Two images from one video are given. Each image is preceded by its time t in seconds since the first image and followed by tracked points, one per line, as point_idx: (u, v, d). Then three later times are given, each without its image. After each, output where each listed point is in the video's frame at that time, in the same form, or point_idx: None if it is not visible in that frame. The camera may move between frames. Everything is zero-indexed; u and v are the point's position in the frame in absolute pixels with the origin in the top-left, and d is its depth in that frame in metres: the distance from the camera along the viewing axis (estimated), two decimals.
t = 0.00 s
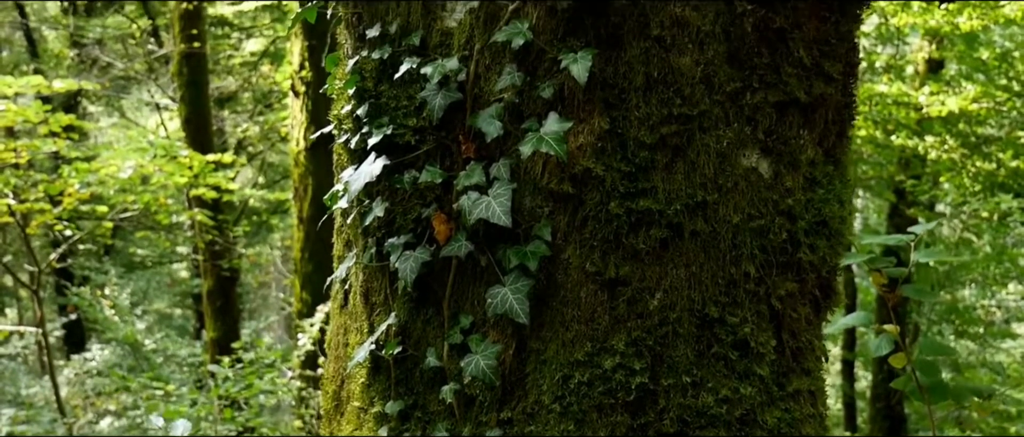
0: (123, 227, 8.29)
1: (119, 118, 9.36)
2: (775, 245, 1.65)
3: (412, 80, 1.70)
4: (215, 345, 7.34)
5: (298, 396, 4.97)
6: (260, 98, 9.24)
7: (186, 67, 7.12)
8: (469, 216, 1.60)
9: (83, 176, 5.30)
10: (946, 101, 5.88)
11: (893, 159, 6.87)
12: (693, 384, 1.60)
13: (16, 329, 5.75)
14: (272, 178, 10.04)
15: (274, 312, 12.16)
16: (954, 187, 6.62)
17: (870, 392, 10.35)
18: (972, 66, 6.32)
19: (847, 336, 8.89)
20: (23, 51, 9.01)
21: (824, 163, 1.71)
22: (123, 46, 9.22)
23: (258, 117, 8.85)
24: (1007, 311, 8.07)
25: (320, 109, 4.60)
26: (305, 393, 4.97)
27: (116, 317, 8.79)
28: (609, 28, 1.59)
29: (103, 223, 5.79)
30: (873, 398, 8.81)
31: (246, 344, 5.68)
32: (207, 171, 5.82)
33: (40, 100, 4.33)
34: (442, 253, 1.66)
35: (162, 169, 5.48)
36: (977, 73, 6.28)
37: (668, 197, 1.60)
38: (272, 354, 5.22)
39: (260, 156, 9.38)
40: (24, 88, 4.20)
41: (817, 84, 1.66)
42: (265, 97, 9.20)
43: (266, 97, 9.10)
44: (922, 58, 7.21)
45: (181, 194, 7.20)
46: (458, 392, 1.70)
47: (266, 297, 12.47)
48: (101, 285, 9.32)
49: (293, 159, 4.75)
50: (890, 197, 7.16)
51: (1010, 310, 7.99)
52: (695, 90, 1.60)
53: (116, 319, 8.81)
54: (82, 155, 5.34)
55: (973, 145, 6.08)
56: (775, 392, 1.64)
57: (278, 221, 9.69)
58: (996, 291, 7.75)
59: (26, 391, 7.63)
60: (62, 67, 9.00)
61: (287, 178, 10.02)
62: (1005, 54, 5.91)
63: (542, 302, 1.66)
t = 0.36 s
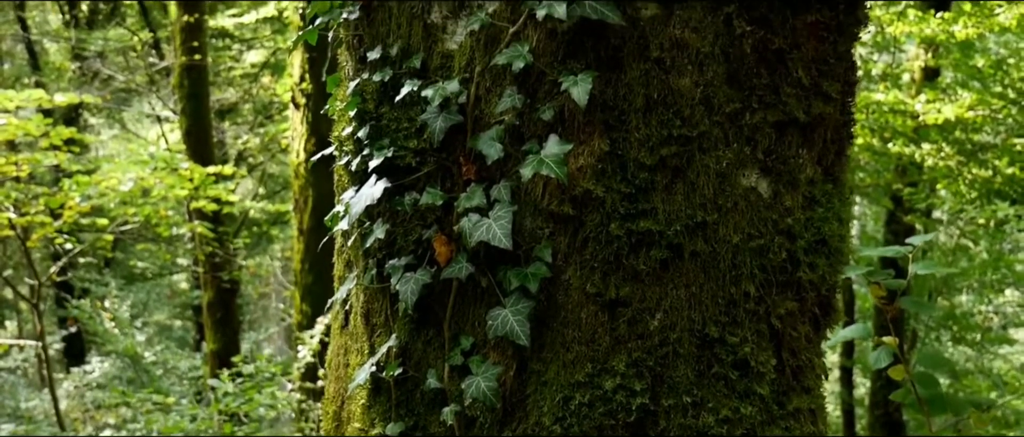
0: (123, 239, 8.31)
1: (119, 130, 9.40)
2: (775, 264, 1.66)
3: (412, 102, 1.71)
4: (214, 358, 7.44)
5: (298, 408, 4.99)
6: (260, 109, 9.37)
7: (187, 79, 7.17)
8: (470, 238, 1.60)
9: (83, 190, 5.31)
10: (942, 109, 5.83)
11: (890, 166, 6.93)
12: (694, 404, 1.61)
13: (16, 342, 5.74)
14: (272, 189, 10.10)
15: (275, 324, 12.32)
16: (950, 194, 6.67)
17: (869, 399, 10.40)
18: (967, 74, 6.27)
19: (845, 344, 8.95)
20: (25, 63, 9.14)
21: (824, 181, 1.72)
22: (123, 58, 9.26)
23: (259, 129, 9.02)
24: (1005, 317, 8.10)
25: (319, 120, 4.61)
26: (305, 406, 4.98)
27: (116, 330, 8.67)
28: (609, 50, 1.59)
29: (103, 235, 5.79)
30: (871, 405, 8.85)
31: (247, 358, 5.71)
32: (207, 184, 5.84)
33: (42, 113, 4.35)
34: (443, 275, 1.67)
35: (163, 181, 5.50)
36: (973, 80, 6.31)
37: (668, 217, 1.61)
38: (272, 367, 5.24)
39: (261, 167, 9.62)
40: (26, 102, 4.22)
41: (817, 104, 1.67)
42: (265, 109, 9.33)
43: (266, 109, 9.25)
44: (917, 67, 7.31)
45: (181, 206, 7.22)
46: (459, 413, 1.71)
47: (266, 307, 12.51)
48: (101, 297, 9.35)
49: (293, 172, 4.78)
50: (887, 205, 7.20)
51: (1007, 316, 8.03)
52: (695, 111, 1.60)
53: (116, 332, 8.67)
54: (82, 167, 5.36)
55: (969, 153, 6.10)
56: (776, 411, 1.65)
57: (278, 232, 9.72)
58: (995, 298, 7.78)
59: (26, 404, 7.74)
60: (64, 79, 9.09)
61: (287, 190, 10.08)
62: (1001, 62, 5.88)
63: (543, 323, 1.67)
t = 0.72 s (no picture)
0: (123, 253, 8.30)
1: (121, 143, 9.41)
2: (777, 287, 1.65)
3: (413, 125, 1.71)
4: (215, 371, 7.41)
5: (298, 423, 4.98)
6: (261, 123, 9.37)
7: (189, 94, 7.20)
8: (471, 261, 1.60)
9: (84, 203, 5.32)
10: (943, 123, 5.92)
11: (892, 180, 6.97)
12: (697, 428, 1.60)
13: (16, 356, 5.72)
14: (273, 202, 10.13)
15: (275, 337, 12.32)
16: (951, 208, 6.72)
17: (872, 412, 10.37)
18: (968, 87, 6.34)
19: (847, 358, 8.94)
20: (27, 78, 9.02)
21: (825, 203, 1.71)
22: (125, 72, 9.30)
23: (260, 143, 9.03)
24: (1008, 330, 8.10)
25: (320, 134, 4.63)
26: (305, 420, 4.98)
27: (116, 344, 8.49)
28: (610, 73, 1.60)
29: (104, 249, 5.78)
30: (874, 419, 8.83)
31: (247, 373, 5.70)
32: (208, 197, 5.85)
33: (43, 128, 4.36)
34: (443, 297, 1.67)
35: (163, 195, 5.51)
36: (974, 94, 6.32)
37: (669, 241, 1.61)
38: (272, 382, 5.23)
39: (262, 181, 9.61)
40: (27, 116, 4.23)
41: (817, 126, 1.66)
42: (266, 122, 9.32)
43: (267, 122, 9.29)
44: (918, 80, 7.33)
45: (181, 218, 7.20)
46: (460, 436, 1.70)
47: (267, 320, 12.49)
48: (102, 311, 9.34)
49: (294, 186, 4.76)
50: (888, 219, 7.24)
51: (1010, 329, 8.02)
52: (695, 134, 1.60)
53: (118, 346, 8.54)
54: (83, 182, 5.37)
55: (971, 167, 6.11)
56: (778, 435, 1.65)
57: (279, 245, 9.73)
58: (998, 311, 7.76)
59: (25, 418, 7.78)
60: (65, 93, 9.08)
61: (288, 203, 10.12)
62: (1000, 76, 5.93)
63: (544, 346, 1.66)
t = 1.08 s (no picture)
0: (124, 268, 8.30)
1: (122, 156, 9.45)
2: (778, 311, 1.65)
3: (413, 148, 1.71)
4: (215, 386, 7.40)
5: None
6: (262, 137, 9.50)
7: (190, 109, 7.24)
8: (471, 285, 1.60)
9: (85, 218, 5.34)
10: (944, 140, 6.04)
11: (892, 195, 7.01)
12: None
13: (16, 371, 5.70)
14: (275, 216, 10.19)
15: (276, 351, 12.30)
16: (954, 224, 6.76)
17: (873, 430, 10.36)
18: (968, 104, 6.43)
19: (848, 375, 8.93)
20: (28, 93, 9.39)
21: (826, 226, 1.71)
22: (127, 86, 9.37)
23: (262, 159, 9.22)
24: (1009, 346, 8.12)
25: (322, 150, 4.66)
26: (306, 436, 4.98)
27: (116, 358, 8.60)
28: (610, 98, 1.60)
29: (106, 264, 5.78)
30: None
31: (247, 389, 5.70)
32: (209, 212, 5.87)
33: (45, 143, 4.38)
34: (444, 321, 1.67)
35: (164, 210, 5.53)
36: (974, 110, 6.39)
37: (670, 265, 1.60)
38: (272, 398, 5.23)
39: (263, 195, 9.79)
40: (29, 132, 4.25)
41: (817, 150, 1.67)
42: (267, 137, 9.45)
43: (268, 137, 9.38)
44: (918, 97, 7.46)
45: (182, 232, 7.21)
46: None
47: (267, 335, 12.48)
48: (103, 326, 9.33)
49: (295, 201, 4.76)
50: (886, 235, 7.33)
51: (1012, 345, 8.05)
52: (696, 159, 1.60)
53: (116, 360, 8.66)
54: (83, 197, 5.39)
55: (972, 183, 6.20)
56: None
57: (280, 259, 9.77)
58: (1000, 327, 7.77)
59: (24, 433, 7.77)
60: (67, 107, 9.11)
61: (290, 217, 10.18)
62: (1000, 92, 5.99)
63: (545, 369, 1.66)
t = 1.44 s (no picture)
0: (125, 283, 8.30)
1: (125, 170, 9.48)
2: (780, 336, 1.64)
3: (414, 171, 1.71)
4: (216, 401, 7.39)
5: None
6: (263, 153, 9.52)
7: (191, 125, 7.26)
8: (471, 310, 1.60)
9: (86, 233, 5.36)
10: (946, 160, 6.07)
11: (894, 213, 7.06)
12: None
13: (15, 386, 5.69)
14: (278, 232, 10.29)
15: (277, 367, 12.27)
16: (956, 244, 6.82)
17: None
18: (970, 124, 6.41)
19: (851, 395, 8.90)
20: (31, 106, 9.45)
21: (827, 251, 1.71)
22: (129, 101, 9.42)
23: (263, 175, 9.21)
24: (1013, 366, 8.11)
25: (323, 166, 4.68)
26: None
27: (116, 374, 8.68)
28: (610, 122, 1.60)
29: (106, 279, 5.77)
30: None
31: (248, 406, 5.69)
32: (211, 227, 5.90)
33: (45, 158, 4.39)
34: (444, 344, 1.66)
35: (165, 225, 5.55)
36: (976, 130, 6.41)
37: (671, 290, 1.60)
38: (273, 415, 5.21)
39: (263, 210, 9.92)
40: (30, 147, 4.26)
41: (818, 175, 1.66)
42: (269, 153, 9.47)
43: (269, 152, 9.47)
44: (920, 116, 7.54)
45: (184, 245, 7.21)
46: None
47: (268, 350, 12.47)
48: (103, 341, 9.32)
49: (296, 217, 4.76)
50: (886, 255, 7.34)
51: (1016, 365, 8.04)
52: (696, 184, 1.60)
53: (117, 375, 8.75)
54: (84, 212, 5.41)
55: (973, 203, 6.26)
56: None
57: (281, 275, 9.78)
58: (1003, 346, 7.79)
59: None
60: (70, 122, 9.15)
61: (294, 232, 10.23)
62: (1002, 112, 6.07)
63: (545, 394, 1.65)
